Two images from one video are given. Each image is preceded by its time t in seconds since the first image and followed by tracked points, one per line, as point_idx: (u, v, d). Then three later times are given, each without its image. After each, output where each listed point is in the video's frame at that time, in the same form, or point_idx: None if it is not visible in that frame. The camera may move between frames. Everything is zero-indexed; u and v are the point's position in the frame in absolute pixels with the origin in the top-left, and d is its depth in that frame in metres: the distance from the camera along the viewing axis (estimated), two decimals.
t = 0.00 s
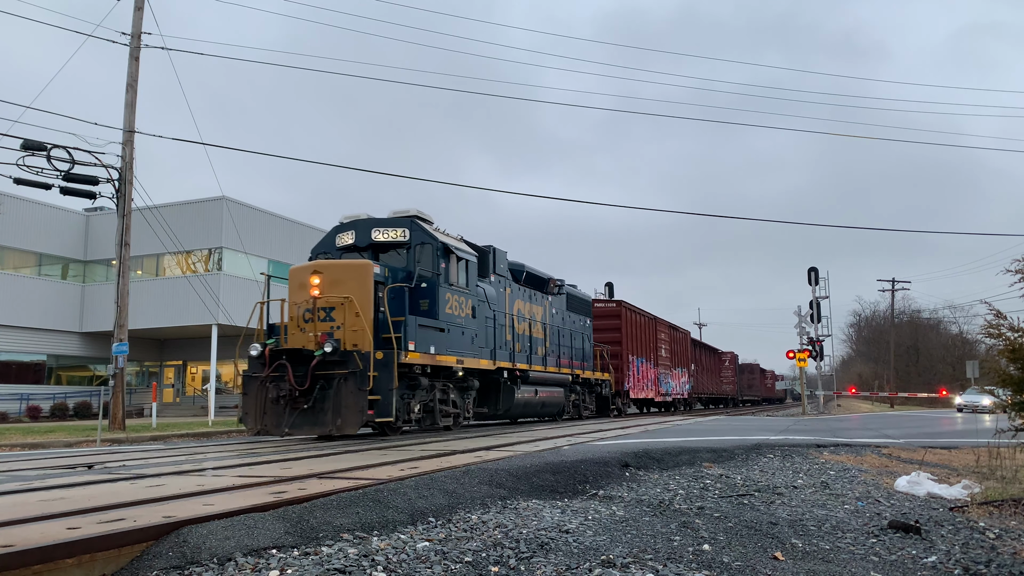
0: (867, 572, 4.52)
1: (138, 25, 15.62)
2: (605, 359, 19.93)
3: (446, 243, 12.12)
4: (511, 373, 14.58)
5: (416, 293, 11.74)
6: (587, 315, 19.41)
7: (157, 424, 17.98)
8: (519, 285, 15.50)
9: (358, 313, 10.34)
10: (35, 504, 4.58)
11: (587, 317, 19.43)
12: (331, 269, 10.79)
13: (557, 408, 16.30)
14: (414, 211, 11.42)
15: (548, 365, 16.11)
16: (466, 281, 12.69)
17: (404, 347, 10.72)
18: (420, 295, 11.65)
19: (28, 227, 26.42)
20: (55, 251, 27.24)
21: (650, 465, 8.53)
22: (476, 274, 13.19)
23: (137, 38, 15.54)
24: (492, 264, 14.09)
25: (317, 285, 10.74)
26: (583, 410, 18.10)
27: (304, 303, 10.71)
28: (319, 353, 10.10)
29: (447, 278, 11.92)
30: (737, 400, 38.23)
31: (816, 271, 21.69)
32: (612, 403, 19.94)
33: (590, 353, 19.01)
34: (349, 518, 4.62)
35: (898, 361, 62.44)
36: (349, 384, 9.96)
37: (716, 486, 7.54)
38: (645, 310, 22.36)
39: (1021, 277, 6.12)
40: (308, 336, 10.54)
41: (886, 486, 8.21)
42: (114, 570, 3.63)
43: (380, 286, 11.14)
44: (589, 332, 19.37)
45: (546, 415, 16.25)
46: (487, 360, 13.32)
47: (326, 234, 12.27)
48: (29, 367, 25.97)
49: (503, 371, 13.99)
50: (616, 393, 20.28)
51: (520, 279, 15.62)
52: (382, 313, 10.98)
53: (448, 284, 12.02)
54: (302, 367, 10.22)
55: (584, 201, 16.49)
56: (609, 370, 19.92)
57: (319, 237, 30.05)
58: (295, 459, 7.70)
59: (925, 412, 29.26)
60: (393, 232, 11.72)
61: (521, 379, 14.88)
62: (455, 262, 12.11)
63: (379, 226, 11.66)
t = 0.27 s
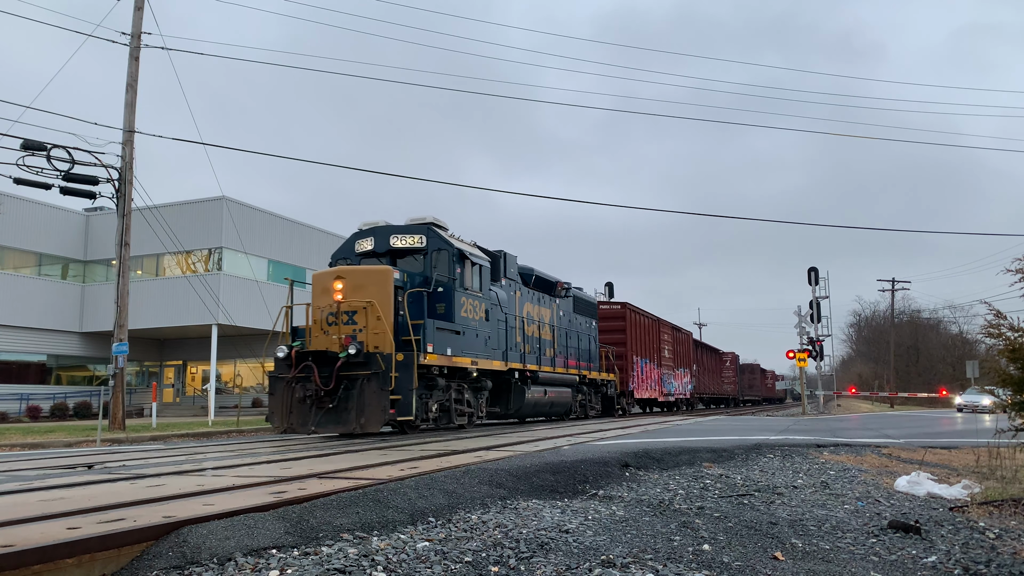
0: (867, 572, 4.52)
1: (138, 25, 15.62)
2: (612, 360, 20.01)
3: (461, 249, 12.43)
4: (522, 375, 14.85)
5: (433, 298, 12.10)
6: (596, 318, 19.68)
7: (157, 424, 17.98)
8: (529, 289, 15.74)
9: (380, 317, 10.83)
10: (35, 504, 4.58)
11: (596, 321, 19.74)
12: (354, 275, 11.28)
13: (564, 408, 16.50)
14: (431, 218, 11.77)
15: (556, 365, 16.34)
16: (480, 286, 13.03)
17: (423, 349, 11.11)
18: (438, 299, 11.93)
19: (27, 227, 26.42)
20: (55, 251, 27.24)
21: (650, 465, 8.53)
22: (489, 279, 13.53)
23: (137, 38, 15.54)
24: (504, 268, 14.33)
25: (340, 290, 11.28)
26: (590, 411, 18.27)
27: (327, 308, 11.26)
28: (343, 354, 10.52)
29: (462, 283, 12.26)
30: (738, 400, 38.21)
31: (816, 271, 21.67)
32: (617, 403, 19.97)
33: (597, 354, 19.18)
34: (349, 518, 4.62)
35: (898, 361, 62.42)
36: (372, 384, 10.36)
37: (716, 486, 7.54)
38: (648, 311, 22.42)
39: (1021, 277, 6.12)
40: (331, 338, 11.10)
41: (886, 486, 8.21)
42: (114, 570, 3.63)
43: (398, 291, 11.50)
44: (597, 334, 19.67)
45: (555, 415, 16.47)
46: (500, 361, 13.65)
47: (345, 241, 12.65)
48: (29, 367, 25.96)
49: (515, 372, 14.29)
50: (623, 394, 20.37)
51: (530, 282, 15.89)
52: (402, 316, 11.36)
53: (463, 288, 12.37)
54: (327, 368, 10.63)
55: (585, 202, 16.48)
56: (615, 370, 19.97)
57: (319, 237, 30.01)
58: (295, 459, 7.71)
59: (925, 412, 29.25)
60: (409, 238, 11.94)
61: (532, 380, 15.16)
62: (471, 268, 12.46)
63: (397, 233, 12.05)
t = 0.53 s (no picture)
0: (866, 572, 4.52)
1: (138, 25, 15.62)
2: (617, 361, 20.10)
3: (476, 254, 12.83)
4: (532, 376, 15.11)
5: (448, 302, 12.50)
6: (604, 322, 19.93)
7: (157, 424, 17.97)
8: (538, 293, 15.96)
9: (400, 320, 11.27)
10: (35, 504, 4.58)
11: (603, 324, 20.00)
12: (375, 280, 11.69)
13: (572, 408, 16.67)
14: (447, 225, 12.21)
15: (565, 365, 16.56)
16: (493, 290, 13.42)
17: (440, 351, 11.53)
18: (453, 302, 12.36)
19: (27, 227, 26.42)
20: (55, 251, 27.23)
21: (650, 465, 8.53)
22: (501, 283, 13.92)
23: (137, 38, 15.55)
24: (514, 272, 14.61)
25: (362, 295, 11.69)
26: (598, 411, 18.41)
27: (350, 311, 11.62)
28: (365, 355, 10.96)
29: (476, 287, 12.68)
30: (738, 401, 38.20)
31: (816, 271, 21.68)
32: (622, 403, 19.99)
33: (604, 355, 19.32)
34: (349, 518, 4.62)
35: (898, 361, 62.40)
36: (393, 385, 10.84)
37: (716, 486, 7.54)
38: (652, 312, 22.47)
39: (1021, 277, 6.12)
40: (353, 341, 11.50)
41: (886, 486, 8.20)
42: (114, 570, 3.63)
43: (416, 295, 12.00)
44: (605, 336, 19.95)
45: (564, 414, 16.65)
46: (513, 362, 14.00)
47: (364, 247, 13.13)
48: (29, 367, 25.93)
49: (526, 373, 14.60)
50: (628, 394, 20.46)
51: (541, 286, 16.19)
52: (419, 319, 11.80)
53: (477, 292, 12.79)
54: (349, 369, 11.08)
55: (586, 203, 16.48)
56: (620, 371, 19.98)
57: (319, 237, 29.97)
58: (295, 459, 7.71)
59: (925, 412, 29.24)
60: (426, 244, 12.42)
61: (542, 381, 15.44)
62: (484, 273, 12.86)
63: (414, 240, 12.50)
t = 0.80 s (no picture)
0: (867, 572, 4.52)
1: (138, 25, 15.63)
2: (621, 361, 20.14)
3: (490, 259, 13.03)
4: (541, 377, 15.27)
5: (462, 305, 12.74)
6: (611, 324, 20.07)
7: (157, 424, 17.98)
8: (548, 295, 16.09)
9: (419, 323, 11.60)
10: (35, 504, 4.58)
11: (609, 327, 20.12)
12: (393, 284, 11.97)
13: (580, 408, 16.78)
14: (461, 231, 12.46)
15: (573, 367, 16.66)
16: (506, 294, 13.62)
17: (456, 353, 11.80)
18: (468, 305, 12.58)
19: (28, 227, 26.43)
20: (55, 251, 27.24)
21: (650, 465, 8.53)
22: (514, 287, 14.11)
23: (137, 38, 15.55)
24: (526, 276, 14.73)
25: (381, 299, 11.97)
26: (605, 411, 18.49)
27: (369, 314, 11.94)
28: (385, 358, 11.34)
29: (490, 291, 12.89)
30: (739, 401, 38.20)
31: (816, 271, 21.68)
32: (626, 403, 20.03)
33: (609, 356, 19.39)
34: (349, 518, 4.63)
35: (898, 361, 62.39)
36: (412, 385, 11.25)
37: (716, 486, 7.54)
38: (656, 314, 22.46)
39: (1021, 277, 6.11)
40: (373, 343, 11.81)
41: (886, 486, 8.21)
42: (114, 570, 3.63)
43: (433, 299, 12.25)
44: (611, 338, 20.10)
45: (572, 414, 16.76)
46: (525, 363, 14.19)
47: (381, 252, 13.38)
48: (28, 368, 25.93)
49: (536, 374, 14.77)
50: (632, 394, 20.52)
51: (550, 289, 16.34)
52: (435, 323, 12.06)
53: (491, 296, 12.98)
54: (370, 370, 11.46)
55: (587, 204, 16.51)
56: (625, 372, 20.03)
57: (319, 237, 29.96)
58: (296, 459, 7.71)
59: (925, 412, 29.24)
60: (442, 250, 12.72)
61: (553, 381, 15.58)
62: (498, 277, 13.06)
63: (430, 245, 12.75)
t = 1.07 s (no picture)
0: (866, 572, 4.52)
1: (138, 25, 15.64)
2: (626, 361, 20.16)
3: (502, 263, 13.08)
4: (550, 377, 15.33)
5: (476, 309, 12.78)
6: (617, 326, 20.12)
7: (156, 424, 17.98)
8: (556, 298, 16.13)
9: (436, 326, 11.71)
10: (35, 504, 4.58)
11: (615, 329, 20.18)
12: (411, 288, 12.09)
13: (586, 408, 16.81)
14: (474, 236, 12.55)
15: (580, 367, 16.72)
16: (518, 297, 13.67)
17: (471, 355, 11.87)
18: (482, 309, 12.63)
19: (28, 227, 26.43)
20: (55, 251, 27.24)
21: (650, 465, 8.53)
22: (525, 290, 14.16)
23: (137, 38, 15.56)
24: (536, 279, 14.76)
25: (399, 302, 12.08)
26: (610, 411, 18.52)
27: (388, 317, 12.05)
28: (404, 358, 11.46)
29: (503, 294, 12.93)
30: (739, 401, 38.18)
31: (816, 271, 21.67)
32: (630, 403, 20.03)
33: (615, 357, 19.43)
34: (349, 518, 4.62)
35: (898, 361, 62.37)
36: (430, 385, 11.37)
37: (716, 486, 7.54)
38: (659, 315, 22.47)
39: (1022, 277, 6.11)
40: (391, 345, 11.87)
41: (886, 486, 8.20)
42: (114, 569, 3.63)
43: (448, 302, 12.32)
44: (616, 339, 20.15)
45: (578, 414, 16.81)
46: (535, 365, 14.24)
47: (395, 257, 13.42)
48: (28, 367, 25.92)
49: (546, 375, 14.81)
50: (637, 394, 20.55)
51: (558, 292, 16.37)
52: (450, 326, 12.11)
53: (504, 299, 13.03)
54: (389, 371, 11.58)
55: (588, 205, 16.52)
56: (629, 372, 20.05)
57: (319, 237, 29.95)
58: (296, 459, 7.71)
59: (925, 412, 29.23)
60: (455, 255, 12.81)
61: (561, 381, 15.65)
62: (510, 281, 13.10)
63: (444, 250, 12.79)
